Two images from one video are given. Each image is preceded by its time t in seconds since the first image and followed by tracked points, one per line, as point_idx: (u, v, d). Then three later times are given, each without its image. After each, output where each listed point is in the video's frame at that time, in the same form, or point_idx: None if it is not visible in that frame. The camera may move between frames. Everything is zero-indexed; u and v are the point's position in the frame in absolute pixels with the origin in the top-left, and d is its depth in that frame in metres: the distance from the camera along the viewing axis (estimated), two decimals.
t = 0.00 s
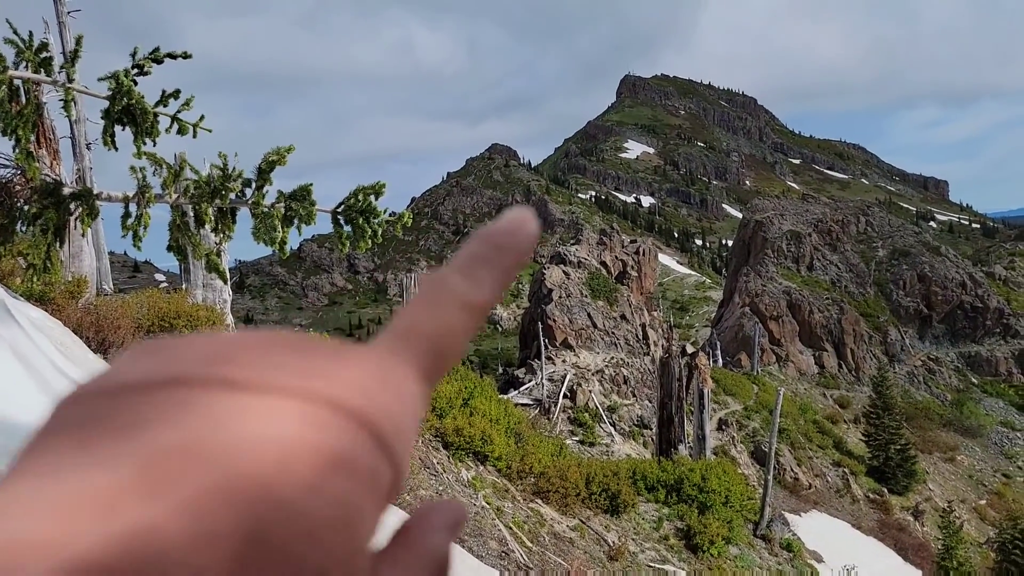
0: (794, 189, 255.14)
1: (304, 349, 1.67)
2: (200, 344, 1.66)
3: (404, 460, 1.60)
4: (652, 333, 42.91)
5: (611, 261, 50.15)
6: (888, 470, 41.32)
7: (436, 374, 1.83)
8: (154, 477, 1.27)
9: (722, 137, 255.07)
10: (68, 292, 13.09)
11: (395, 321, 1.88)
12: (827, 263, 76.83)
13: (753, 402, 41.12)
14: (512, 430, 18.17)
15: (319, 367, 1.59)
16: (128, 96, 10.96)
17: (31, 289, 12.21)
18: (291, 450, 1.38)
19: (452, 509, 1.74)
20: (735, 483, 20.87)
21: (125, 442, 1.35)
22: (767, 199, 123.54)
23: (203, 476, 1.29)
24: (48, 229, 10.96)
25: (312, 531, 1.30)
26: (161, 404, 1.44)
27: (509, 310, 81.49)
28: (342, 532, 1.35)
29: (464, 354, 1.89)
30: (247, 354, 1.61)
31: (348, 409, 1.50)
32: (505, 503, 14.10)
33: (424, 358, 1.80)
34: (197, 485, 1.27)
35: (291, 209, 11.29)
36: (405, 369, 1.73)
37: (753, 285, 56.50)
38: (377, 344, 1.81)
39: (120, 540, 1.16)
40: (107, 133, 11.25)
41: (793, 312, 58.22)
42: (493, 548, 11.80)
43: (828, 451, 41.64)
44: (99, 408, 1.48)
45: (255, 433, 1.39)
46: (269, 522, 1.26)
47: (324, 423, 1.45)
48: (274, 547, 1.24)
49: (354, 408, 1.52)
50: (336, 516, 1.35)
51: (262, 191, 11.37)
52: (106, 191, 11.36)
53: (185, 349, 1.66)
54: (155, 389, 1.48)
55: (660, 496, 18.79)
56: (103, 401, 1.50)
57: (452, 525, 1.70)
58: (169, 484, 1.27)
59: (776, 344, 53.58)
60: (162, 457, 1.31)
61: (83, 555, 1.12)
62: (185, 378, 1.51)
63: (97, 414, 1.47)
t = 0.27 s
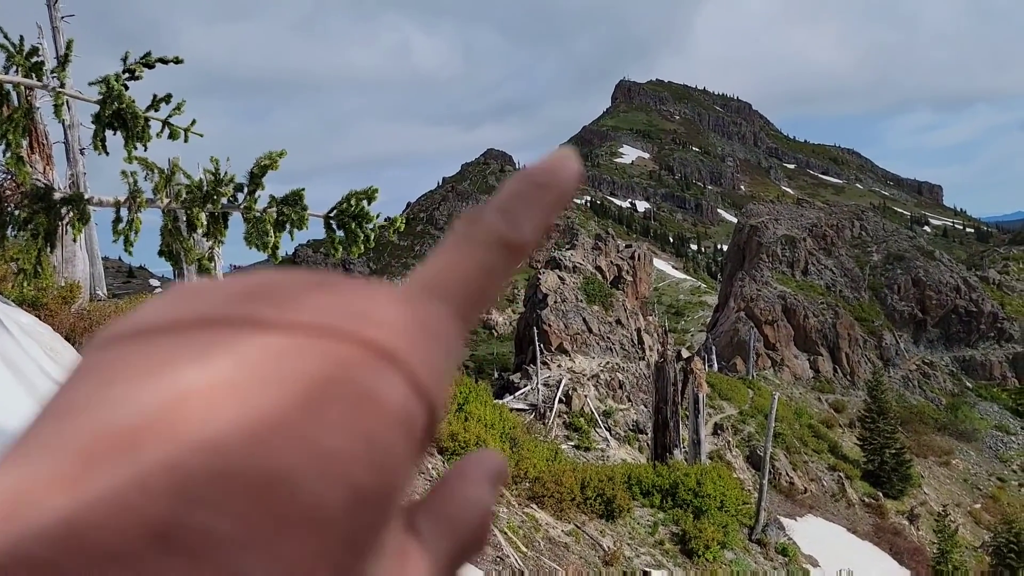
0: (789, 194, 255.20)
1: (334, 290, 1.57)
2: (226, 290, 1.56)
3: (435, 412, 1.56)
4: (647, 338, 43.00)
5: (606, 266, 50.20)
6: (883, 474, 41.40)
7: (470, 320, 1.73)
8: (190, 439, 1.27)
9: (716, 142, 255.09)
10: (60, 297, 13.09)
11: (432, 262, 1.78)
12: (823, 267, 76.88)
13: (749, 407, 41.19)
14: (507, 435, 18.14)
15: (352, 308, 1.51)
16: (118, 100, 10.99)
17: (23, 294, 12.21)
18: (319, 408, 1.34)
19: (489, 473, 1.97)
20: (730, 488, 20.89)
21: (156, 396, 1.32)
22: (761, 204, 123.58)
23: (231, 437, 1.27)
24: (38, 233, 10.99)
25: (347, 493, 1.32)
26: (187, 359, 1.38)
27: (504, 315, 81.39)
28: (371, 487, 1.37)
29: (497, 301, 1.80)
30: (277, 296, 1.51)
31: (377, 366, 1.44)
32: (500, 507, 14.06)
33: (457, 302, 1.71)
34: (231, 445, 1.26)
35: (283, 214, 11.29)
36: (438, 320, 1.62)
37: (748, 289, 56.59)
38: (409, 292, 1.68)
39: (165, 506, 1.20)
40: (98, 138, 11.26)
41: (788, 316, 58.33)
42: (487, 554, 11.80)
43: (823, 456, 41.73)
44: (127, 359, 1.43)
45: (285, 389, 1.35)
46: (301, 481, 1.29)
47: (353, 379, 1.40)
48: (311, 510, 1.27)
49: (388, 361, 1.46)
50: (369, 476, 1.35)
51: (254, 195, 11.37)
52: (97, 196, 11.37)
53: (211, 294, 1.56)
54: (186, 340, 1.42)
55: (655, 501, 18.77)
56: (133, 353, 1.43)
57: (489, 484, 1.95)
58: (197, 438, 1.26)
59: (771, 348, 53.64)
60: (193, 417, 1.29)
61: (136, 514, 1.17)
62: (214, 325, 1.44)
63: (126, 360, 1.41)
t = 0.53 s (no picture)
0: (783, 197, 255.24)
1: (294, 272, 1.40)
2: (174, 276, 1.38)
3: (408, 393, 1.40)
4: (641, 341, 43.06)
5: (600, 269, 50.22)
6: (877, 476, 41.53)
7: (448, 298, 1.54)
8: (129, 423, 1.10)
9: (710, 145, 255.01)
10: (52, 301, 13.03)
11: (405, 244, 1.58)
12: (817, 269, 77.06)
13: (743, 409, 41.30)
14: (502, 438, 18.14)
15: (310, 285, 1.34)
16: (109, 103, 10.99)
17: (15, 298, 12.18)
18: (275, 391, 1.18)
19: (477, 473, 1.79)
20: (724, 490, 20.96)
21: (88, 381, 1.15)
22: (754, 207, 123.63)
23: (178, 418, 1.11)
24: (29, 237, 10.97)
25: (307, 480, 1.16)
26: (126, 342, 1.22)
27: (499, 318, 81.25)
28: (333, 475, 1.21)
29: (479, 278, 1.61)
30: (230, 275, 1.34)
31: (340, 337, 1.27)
32: (495, 511, 14.03)
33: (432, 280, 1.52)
34: (178, 431, 1.10)
35: (275, 217, 11.28)
36: (410, 299, 1.45)
37: (743, 292, 56.69)
38: (380, 267, 1.49)
39: (96, 499, 1.04)
40: (89, 141, 11.22)
41: (782, 318, 58.53)
42: (482, 557, 11.79)
43: (817, 458, 41.76)
44: (63, 348, 1.26)
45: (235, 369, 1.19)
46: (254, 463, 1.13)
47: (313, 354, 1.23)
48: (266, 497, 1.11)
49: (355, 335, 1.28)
50: (329, 465, 1.20)
51: (246, 199, 11.37)
52: (88, 199, 11.34)
53: (154, 280, 1.39)
54: (127, 323, 1.26)
55: (650, 503, 18.74)
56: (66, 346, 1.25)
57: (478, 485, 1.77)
58: (136, 428, 1.09)
59: (765, 351, 53.76)
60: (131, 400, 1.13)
61: (62, 508, 1.02)
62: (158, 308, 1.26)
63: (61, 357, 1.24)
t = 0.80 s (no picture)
0: (778, 203, 255.20)
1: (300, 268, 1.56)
2: (188, 269, 1.50)
3: (403, 390, 1.56)
4: (638, 347, 43.07)
5: (596, 276, 50.22)
6: (874, 481, 41.54)
7: (442, 294, 1.76)
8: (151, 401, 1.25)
9: (705, 151, 254.97)
10: (50, 311, 13.06)
11: (409, 243, 1.79)
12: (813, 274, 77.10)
13: (741, 415, 41.29)
14: (499, 445, 18.11)
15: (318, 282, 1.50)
16: (106, 115, 10.99)
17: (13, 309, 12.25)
18: (285, 381, 1.32)
19: (465, 456, 2.05)
20: (722, 496, 20.94)
21: (116, 367, 1.30)
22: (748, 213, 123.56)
23: (194, 402, 1.26)
24: (26, 249, 11.09)
25: (310, 463, 1.31)
26: (148, 332, 1.37)
27: (496, 325, 80.99)
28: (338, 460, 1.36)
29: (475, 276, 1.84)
30: (243, 268, 1.50)
31: (343, 333, 1.42)
32: (493, 519, 13.97)
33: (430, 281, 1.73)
34: (197, 414, 1.25)
35: (272, 226, 11.35)
36: (413, 294, 1.66)
37: (738, 298, 56.75)
38: (386, 265, 1.72)
39: (118, 471, 1.18)
40: (86, 153, 11.27)
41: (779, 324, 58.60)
42: (480, 565, 11.78)
43: (815, 463, 41.67)
44: (87, 334, 1.41)
45: (250, 356, 1.33)
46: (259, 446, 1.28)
47: (318, 349, 1.38)
48: (270, 475, 1.26)
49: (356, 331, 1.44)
50: (332, 449, 1.34)
51: (243, 209, 11.39)
52: (85, 211, 11.43)
53: (171, 273, 1.52)
54: (147, 313, 1.40)
55: (648, 510, 18.66)
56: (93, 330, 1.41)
57: (459, 469, 2.01)
58: (163, 411, 1.24)
59: (762, 357, 53.77)
60: (154, 381, 1.28)
61: (89, 478, 1.16)
62: (178, 298, 1.41)
63: (88, 342, 1.39)
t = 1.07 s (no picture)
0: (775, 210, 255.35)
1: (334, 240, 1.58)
2: (222, 239, 1.57)
3: (444, 365, 1.53)
4: (637, 356, 43.08)
5: (593, 285, 50.23)
6: (875, 488, 41.42)
7: (481, 272, 1.81)
8: (177, 375, 1.30)
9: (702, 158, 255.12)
10: (49, 325, 13.10)
11: (445, 217, 1.86)
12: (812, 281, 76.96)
13: (740, 423, 41.22)
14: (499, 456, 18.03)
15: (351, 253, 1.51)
16: (106, 130, 11.06)
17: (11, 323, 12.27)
18: (316, 354, 1.36)
19: (502, 436, 2.12)
20: (723, 505, 20.89)
21: (150, 341, 1.34)
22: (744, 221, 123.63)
23: (223, 377, 1.30)
24: (26, 263, 11.14)
25: (338, 440, 1.31)
26: (178, 310, 1.40)
27: (494, 335, 80.86)
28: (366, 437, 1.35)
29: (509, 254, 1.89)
30: (270, 239, 1.53)
31: (371, 305, 1.43)
32: (493, 530, 13.92)
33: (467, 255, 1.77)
34: (227, 387, 1.29)
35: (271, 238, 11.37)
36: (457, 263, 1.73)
37: (736, 305, 56.77)
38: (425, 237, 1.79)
39: (150, 448, 1.21)
40: (86, 167, 11.33)
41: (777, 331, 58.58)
42: None
43: (815, 471, 41.51)
44: (121, 308, 1.46)
45: (279, 331, 1.37)
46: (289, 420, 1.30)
47: (347, 320, 1.40)
48: (301, 444, 1.29)
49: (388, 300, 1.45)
50: (358, 427, 1.33)
51: (242, 222, 11.43)
52: (85, 225, 11.47)
53: (204, 245, 1.58)
54: (181, 288, 1.45)
55: (648, 519, 18.59)
56: (127, 302, 1.46)
57: (496, 449, 2.09)
58: (192, 389, 1.27)
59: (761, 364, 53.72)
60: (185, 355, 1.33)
61: (121, 455, 1.20)
62: (214, 272, 1.46)
63: (121, 311, 1.46)
